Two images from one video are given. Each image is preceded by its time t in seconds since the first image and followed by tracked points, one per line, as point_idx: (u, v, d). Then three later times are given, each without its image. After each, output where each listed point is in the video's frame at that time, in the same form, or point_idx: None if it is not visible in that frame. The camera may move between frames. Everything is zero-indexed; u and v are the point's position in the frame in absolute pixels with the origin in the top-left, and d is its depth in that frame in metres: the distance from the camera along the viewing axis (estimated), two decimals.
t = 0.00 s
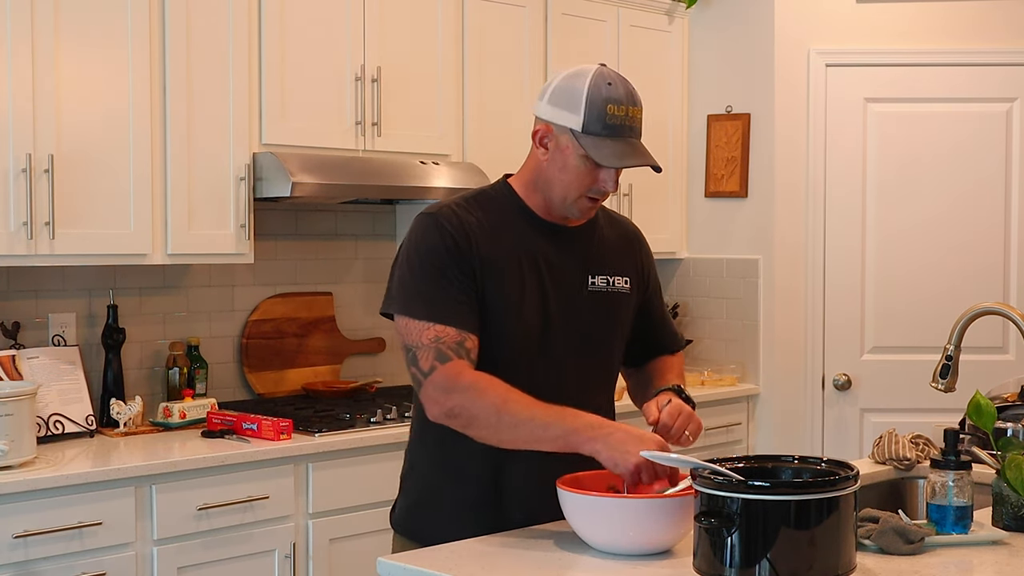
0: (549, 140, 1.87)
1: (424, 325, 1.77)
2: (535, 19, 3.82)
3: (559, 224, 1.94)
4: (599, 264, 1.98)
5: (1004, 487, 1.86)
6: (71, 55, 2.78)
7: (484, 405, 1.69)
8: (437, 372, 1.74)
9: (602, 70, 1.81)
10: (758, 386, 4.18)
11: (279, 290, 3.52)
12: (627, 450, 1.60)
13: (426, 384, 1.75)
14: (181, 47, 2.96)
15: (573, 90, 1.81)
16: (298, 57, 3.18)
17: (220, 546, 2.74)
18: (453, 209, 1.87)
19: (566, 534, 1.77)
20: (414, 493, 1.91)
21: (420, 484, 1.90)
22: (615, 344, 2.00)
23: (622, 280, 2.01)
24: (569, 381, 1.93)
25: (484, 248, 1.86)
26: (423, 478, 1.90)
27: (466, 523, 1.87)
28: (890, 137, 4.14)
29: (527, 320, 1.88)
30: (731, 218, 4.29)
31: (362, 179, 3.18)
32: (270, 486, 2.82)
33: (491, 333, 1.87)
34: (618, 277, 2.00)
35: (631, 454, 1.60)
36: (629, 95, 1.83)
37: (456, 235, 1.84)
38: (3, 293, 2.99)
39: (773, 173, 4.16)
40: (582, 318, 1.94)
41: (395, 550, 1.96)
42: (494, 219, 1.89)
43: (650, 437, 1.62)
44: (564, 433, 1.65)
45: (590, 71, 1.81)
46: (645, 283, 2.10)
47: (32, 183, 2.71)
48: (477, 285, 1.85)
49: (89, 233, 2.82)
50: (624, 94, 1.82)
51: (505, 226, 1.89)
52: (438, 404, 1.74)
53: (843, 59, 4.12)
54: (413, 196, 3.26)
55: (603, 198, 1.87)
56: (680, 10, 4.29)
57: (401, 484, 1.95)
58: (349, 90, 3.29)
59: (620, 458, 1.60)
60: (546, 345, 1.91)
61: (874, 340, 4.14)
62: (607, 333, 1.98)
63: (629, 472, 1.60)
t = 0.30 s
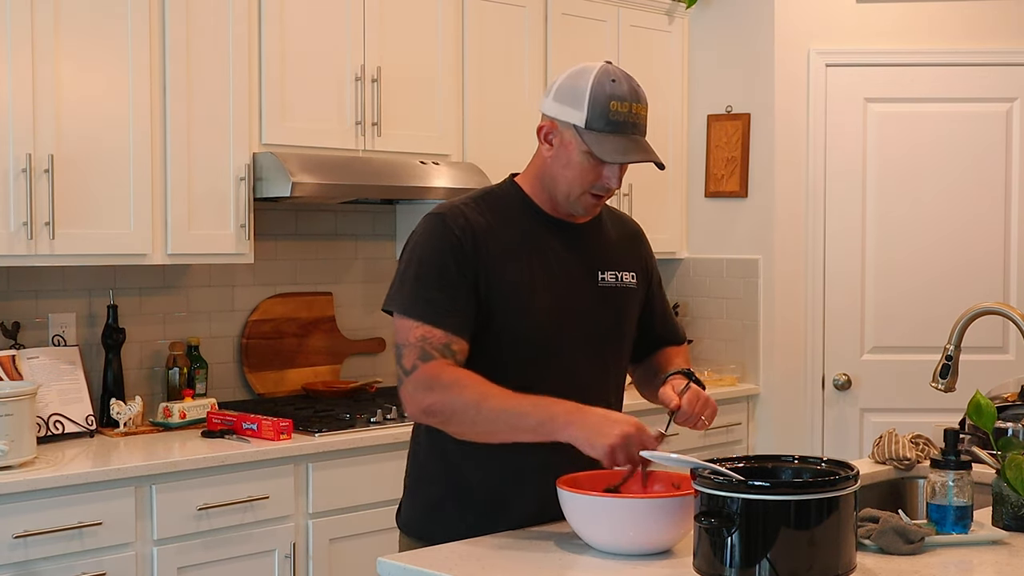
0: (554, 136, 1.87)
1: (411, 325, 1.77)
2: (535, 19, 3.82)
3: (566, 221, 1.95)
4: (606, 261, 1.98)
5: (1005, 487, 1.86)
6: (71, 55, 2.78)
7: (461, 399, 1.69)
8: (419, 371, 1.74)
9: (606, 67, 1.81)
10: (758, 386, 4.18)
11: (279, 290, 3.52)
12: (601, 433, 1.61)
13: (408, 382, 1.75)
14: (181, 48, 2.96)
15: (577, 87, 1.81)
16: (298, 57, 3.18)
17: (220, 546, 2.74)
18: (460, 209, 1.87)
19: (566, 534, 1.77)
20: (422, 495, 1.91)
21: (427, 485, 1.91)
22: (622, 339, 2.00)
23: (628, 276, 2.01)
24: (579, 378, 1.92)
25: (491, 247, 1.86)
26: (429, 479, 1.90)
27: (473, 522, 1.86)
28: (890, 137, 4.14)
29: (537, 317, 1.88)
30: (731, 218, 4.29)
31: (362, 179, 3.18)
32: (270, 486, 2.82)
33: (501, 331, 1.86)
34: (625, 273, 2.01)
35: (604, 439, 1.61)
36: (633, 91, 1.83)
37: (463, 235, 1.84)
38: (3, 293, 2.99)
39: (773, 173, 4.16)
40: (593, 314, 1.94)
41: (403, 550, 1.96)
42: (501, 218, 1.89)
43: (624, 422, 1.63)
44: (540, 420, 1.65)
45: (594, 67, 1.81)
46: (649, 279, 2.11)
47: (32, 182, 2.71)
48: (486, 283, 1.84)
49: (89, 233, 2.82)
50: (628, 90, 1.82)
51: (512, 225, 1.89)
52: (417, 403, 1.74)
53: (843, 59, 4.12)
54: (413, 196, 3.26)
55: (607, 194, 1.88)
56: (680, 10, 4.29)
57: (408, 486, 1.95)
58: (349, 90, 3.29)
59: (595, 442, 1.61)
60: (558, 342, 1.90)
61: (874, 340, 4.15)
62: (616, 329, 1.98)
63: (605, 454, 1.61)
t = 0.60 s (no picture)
0: (564, 136, 1.87)
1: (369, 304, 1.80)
2: (535, 19, 3.82)
3: (572, 223, 1.95)
4: (608, 264, 1.98)
5: (1004, 487, 1.86)
6: (71, 55, 2.78)
7: (394, 377, 1.73)
8: (362, 347, 1.77)
9: (620, 70, 1.82)
10: (758, 386, 4.17)
11: (279, 290, 3.52)
12: (516, 412, 1.63)
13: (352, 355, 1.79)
14: (181, 48, 2.96)
15: (589, 87, 1.81)
16: (298, 57, 3.18)
17: (220, 546, 2.74)
18: (461, 206, 1.88)
19: (566, 534, 1.77)
20: (422, 493, 1.91)
21: (427, 485, 1.90)
22: (622, 343, 2.00)
23: (629, 281, 2.01)
24: (577, 379, 1.92)
25: (488, 246, 1.87)
26: (429, 479, 1.90)
27: (476, 521, 1.87)
28: (890, 137, 4.14)
29: (534, 318, 1.88)
30: (731, 218, 4.28)
31: (362, 179, 3.18)
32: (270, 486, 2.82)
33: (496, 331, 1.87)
34: (626, 277, 2.01)
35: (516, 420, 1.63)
36: (645, 95, 1.84)
37: (459, 233, 1.85)
38: (3, 293, 2.99)
39: (773, 173, 4.16)
40: (592, 317, 1.94)
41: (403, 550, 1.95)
42: (502, 218, 1.90)
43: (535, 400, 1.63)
44: (463, 403, 1.68)
45: (607, 70, 1.81)
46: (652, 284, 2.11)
47: (32, 182, 2.71)
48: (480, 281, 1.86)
49: (89, 233, 2.82)
50: (639, 94, 1.83)
51: (512, 224, 1.90)
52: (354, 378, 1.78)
53: (842, 59, 4.12)
54: (413, 196, 3.25)
55: (615, 196, 1.87)
56: (680, 10, 4.29)
57: (408, 487, 1.95)
58: (349, 90, 3.29)
59: (507, 422, 1.64)
60: (557, 344, 1.90)
61: (874, 340, 4.14)
62: (616, 332, 1.98)
63: (516, 435, 1.63)
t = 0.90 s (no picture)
0: (545, 138, 1.87)
1: (389, 329, 1.81)
2: (535, 19, 3.82)
3: (561, 223, 1.94)
4: (601, 262, 1.98)
5: (1004, 487, 1.86)
6: (71, 55, 2.78)
7: (424, 408, 1.74)
8: (387, 376, 1.79)
9: (597, 68, 1.81)
10: (758, 386, 4.17)
11: (279, 290, 3.52)
12: (547, 439, 1.62)
13: (378, 385, 1.80)
14: (181, 49, 2.96)
15: (566, 88, 1.81)
16: (298, 57, 3.18)
17: (219, 546, 2.74)
18: (450, 212, 1.88)
19: (566, 534, 1.77)
20: (422, 493, 1.92)
21: (427, 486, 1.91)
22: (621, 341, 1.99)
23: (625, 277, 2.00)
24: (576, 381, 1.92)
25: (479, 252, 1.87)
26: (429, 481, 1.91)
27: (475, 521, 1.87)
28: (890, 137, 4.14)
29: (530, 321, 1.88)
30: (731, 218, 4.28)
31: (362, 179, 3.18)
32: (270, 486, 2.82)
33: (492, 335, 1.87)
34: (621, 274, 2.00)
35: (547, 444, 1.62)
36: (622, 92, 1.83)
37: (450, 239, 1.85)
38: (3, 293, 2.99)
39: (773, 173, 4.16)
40: (587, 318, 1.94)
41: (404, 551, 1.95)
42: (492, 221, 1.90)
43: (566, 424, 1.62)
44: (493, 433, 1.67)
45: (583, 68, 1.81)
46: (649, 277, 2.10)
47: (32, 182, 2.71)
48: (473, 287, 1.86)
49: (90, 233, 2.82)
50: (616, 91, 1.82)
51: (503, 228, 1.89)
52: (383, 406, 1.80)
53: (843, 59, 4.13)
54: (413, 196, 3.25)
55: (599, 195, 1.86)
56: (680, 10, 4.29)
57: (410, 489, 1.96)
58: (349, 90, 3.29)
59: (540, 448, 1.62)
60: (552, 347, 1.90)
61: (874, 340, 4.15)
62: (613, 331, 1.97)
63: (551, 459, 1.62)
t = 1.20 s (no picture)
0: (543, 137, 1.87)
1: (372, 320, 1.82)
2: (535, 19, 3.82)
3: (561, 222, 1.94)
4: (600, 262, 1.98)
5: (1004, 487, 1.86)
6: (71, 55, 2.78)
7: (399, 395, 1.74)
8: (365, 364, 1.79)
9: (593, 67, 1.81)
10: (758, 386, 4.17)
11: (279, 290, 3.52)
12: (521, 419, 1.62)
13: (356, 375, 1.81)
14: (181, 50, 2.96)
15: (563, 87, 1.81)
16: (298, 57, 3.18)
17: (219, 546, 2.74)
18: (447, 213, 1.88)
19: (566, 534, 1.77)
20: (422, 493, 1.91)
21: (428, 487, 1.90)
22: (620, 341, 1.99)
23: (624, 277, 2.01)
24: (576, 381, 1.92)
25: (479, 252, 1.87)
26: (430, 482, 1.91)
27: (476, 521, 1.87)
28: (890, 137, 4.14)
29: (530, 321, 1.88)
30: (731, 218, 4.28)
31: (362, 179, 3.18)
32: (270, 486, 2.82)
33: (492, 335, 1.87)
34: (620, 273, 2.00)
35: (522, 425, 1.61)
36: (620, 90, 1.83)
37: (449, 240, 1.85)
38: (3, 293, 2.99)
39: (773, 173, 4.16)
40: (587, 318, 1.94)
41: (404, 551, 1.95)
42: (491, 222, 1.90)
43: (541, 404, 1.61)
44: (468, 418, 1.67)
45: (579, 67, 1.81)
46: (650, 277, 2.10)
47: (32, 182, 2.71)
48: (473, 287, 1.86)
49: (90, 233, 2.82)
50: (614, 89, 1.82)
51: (501, 228, 1.89)
52: (360, 395, 1.80)
53: (843, 59, 4.13)
54: (413, 196, 3.25)
55: (599, 194, 1.86)
56: (680, 10, 4.29)
57: (410, 490, 1.96)
58: (349, 90, 3.29)
59: (518, 431, 1.61)
60: (552, 346, 1.90)
61: (874, 340, 4.15)
62: (612, 331, 1.98)
63: (529, 442, 1.60)
